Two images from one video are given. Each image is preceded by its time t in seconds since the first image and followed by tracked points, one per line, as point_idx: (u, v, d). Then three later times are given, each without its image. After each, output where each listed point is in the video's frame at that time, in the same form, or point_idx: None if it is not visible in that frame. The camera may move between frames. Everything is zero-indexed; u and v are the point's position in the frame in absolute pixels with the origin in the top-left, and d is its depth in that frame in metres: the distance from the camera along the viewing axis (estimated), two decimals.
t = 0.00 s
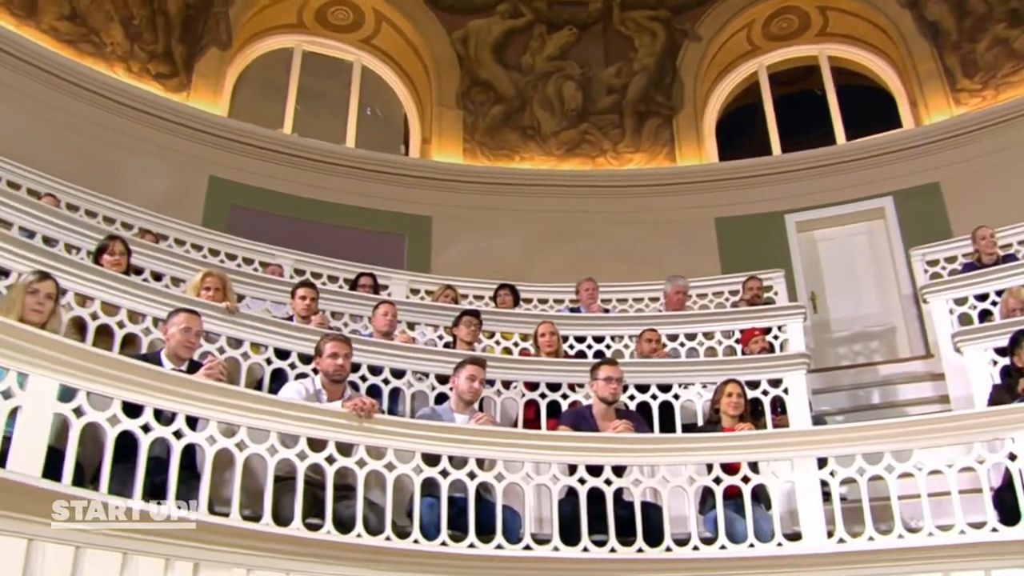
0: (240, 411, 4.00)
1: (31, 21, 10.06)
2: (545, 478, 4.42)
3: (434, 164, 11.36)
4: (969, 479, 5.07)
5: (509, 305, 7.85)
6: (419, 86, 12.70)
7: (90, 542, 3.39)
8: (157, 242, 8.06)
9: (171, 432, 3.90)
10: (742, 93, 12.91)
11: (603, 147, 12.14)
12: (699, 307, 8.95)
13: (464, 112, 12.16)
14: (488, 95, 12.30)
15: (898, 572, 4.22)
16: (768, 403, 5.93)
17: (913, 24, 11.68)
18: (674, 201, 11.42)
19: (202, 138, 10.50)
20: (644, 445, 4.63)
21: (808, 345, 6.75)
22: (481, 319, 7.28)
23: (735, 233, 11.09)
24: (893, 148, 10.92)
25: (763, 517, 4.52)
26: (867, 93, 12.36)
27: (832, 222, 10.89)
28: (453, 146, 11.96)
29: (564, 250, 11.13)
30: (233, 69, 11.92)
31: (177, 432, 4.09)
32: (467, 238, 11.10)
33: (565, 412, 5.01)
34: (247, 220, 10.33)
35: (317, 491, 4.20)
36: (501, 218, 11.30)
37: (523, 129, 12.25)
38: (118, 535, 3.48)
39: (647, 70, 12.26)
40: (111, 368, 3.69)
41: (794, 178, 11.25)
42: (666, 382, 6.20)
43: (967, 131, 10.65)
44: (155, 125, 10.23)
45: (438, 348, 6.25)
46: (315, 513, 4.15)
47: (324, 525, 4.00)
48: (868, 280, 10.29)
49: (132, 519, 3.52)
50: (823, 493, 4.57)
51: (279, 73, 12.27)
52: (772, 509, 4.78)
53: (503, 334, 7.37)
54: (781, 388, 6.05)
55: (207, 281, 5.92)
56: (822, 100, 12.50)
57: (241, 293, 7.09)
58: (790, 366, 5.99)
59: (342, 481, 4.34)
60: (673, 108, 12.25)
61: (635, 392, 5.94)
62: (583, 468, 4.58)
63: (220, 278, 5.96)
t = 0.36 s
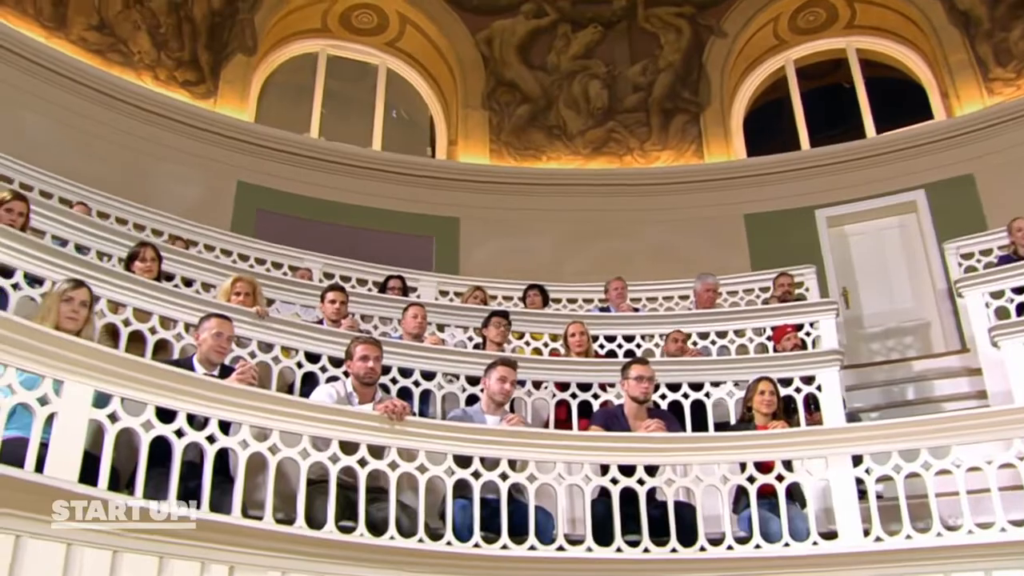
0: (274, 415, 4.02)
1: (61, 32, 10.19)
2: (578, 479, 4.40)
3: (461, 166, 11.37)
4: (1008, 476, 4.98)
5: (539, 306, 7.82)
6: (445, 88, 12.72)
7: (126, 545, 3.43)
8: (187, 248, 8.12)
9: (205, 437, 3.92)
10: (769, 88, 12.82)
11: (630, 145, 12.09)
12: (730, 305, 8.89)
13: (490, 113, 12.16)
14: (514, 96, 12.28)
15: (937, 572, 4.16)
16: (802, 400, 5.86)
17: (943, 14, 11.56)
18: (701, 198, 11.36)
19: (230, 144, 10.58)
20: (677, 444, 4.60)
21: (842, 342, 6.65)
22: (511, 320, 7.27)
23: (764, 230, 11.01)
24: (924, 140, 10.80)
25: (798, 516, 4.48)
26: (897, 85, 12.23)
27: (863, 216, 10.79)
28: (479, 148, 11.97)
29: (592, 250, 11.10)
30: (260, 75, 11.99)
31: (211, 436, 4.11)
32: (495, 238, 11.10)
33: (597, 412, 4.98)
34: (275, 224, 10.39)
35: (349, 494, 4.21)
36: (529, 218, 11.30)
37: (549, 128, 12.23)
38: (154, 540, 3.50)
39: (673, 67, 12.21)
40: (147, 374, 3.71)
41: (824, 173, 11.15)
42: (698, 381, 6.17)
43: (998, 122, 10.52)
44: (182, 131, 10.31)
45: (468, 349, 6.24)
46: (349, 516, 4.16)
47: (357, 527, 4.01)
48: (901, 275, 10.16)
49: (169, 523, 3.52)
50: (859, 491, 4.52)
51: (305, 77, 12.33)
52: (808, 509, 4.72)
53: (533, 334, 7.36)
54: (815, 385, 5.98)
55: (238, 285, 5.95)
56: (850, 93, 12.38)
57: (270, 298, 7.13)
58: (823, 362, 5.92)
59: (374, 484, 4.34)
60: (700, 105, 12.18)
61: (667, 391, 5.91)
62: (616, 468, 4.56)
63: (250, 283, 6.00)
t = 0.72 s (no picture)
0: (299, 419, 4.03)
1: (83, 39, 10.28)
2: (603, 479, 4.37)
3: (481, 166, 11.37)
4: None
5: (563, 306, 7.81)
6: (464, 89, 12.73)
7: (155, 548, 3.45)
8: (210, 252, 8.16)
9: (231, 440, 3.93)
10: (790, 83, 12.73)
11: (651, 143, 12.04)
12: (753, 302, 8.83)
13: (509, 113, 12.15)
14: (534, 96, 12.27)
15: (970, 572, 4.12)
16: (828, 398, 5.80)
17: (967, 7, 11.46)
18: (723, 196, 11.30)
19: (252, 148, 10.63)
20: (702, 443, 4.57)
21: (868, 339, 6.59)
22: (534, 321, 7.26)
23: (787, 226, 10.93)
24: (948, 134, 10.70)
25: (825, 515, 4.44)
26: (921, 78, 12.12)
27: (888, 212, 10.66)
28: (499, 148, 11.96)
29: (614, 249, 11.07)
30: (280, 78, 12.04)
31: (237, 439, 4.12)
32: (516, 238, 11.09)
33: (621, 411, 4.96)
34: (297, 227, 10.42)
35: (374, 496, 4.20)
36: (550, 218, 11.28)
37: (569, 127, 12.21)
38: (183, 543, 3.51)
39: (693, 64, 12.16)
40: (173, 379, 3.73)
41: (847, 168, 11.06)
42: (723, 379, 6.13)
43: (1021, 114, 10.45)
44: (203, 136, 10.36)
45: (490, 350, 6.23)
46: (374, 518, 4.15)
47: (383, 529, 4.00)
48: (927, 270, 10.04)
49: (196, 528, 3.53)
50: (887, 490, 4.47)
51: (325, 80, 12.37)
52: (837, 508, 4.68)
53: (556, 334, 7.34)
54: (841, 382, 5.93)
55: (261, 289, 5.97)
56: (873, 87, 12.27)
57: (293, 300, 7.14)
58: (849, 360, 5.82)
59: (399, 485, 4.33)
60: (721, 101, 12.11)
61: (692, 390, 5.88)
62: (642, 468, 4.53)
63: (273, 286, 6.02)
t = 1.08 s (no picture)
0: (322, 420, 4.03)
1: (103, 46, 10.37)
2: (626, 478, 4.35)
3: (501, 166, 11.37)
4: None
5: (585, 304, 7.80)
6: (483, 89, 12.73)
7: (179, 551, 3.45)
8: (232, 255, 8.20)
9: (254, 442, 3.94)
10: (811, 78, 12.65)
11: (671, 141, 12.00)
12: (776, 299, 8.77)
13: (528, 112, 12.14)
14: (552, 95, 12.25)
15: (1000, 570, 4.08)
16: (853, 395, 5.75)
17: None
18: (744, 192, 11.24)
19: (272, 151, 10.67)
20: (725, 442, 4.53)
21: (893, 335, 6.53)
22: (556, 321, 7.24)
23: (809, 222, 10.85)
24: (972, 126, 10.58)
25: (852, 513, 4.41)
26: (944, 70, 12.01)
27: (910, 207, 10.59)
28: (518, 148, 11.95)
29: (634, 247, 11.04)
30: (299, 81, 12.09)
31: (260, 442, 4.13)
32: (536, 238, 11.08)
33: (644, 410, 4.93)
34: (317, 230, 10.46)
35: (398, 497, 4.19)
36: (570, 217, 11.26)
37: (588, 126, 12.18)
38: (208, 545, 3.52)
39: (712, 61, 12.11)
40: (197, 382, 3.75)
41: (868, 163, 10.97)
42: (746, 377, 6.09)
43: None
44: (223, 139, 10.41)
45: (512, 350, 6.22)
46: (397, 519, 4.14)
47: (406, 530, 4.00)
48: (952, 265, 10.02)
49: (222, 530, 3.54)
50: (914, 487, 4.43)
51: (344, 82, 12.40)
52: (863, 506, 4.63)
53: (578, 334, 7.31)
54: (866, 379, 5.88)
55: (283, 291, 5.99)
56: (895, 80, 12.16)
57: (315, 302, 7.16)
58: (874, 356, 5.80)
59: (422, 486, 4.32)
60: (741, 97, 12.05)
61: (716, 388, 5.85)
62: (665, 467, 4.51)
63: (295, 289, 6.04)
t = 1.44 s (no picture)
0: (340, 422, 4.03)
1: (119, 51, 10.43)
2: (645, 478, 4.33)
3: (516, 166, 11.36)
4: None
5: (604, 303, 7.78)
6: (497, 89, 12.72)
7: (199, 553, 3.45)
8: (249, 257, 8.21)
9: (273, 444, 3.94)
10: (827, 74, 12.57)
11: (687, 139, 11.96)
12: (794, 297, 8.72)
13: (543, 112, 12.13)
14: (567, 94, 12.23)
15: None
16: (874, 393, 5.70)
17: None
18: (761, 190, 11.19)
19: (287, 154, 10.70)
20: (745, 441, 4.50)
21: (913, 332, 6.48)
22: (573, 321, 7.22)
23: (827, 219, 10.78)
24: (992, 121, 10.50)
25: (873, 512, 4.37)
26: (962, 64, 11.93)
27: (929, 202, 10.51)
28: (534, 148, 11.94)
29: (651, 246, 11.00)
30: (314, 83, 12.12)
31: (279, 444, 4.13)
32: (552, 238, 11.07)
33: (663, 410, 4.90)
34: (333, 231, 10.48)
35: (416, 499, 4.18)
36: (586, 216, 11.24)
37: (604, 125, 12.15)
38: (227, 547, 3.52)
39: (727, 58, 12.06)
40: (216, 385, 3.75)
41: (886, 159, 10.90)
42: (765, 375, 6.06)
43: None
44: (238, 142, 10.44)
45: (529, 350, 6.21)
46: (416, 521, 4.13)
47: (425, 531, 3.99)
48: (973, 261, 9.94)
49: (242, 532, 3.54)
50: (937, 486, 4.39)
51: (359, 84, 12.43)
52: (885, 505, 4.60)
53: (596, 334, 7.29)
54: (886, 376, 5.84)
55: (300, 294, 6.00)
56: (912, 75, 12.08)
57: (332, 304, 7.17)
58: (894, 354, 5.77)
59: (441, 487, 4.31)
60: (757, 94, 11.99)
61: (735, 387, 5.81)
62: (684, 466, 4.48)
63: (312, 291, 6.05)
